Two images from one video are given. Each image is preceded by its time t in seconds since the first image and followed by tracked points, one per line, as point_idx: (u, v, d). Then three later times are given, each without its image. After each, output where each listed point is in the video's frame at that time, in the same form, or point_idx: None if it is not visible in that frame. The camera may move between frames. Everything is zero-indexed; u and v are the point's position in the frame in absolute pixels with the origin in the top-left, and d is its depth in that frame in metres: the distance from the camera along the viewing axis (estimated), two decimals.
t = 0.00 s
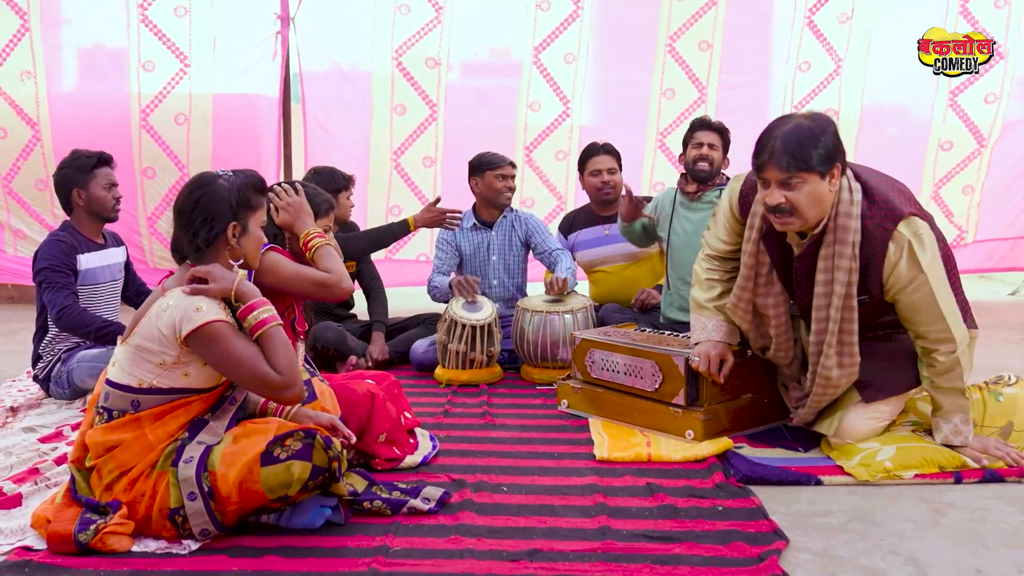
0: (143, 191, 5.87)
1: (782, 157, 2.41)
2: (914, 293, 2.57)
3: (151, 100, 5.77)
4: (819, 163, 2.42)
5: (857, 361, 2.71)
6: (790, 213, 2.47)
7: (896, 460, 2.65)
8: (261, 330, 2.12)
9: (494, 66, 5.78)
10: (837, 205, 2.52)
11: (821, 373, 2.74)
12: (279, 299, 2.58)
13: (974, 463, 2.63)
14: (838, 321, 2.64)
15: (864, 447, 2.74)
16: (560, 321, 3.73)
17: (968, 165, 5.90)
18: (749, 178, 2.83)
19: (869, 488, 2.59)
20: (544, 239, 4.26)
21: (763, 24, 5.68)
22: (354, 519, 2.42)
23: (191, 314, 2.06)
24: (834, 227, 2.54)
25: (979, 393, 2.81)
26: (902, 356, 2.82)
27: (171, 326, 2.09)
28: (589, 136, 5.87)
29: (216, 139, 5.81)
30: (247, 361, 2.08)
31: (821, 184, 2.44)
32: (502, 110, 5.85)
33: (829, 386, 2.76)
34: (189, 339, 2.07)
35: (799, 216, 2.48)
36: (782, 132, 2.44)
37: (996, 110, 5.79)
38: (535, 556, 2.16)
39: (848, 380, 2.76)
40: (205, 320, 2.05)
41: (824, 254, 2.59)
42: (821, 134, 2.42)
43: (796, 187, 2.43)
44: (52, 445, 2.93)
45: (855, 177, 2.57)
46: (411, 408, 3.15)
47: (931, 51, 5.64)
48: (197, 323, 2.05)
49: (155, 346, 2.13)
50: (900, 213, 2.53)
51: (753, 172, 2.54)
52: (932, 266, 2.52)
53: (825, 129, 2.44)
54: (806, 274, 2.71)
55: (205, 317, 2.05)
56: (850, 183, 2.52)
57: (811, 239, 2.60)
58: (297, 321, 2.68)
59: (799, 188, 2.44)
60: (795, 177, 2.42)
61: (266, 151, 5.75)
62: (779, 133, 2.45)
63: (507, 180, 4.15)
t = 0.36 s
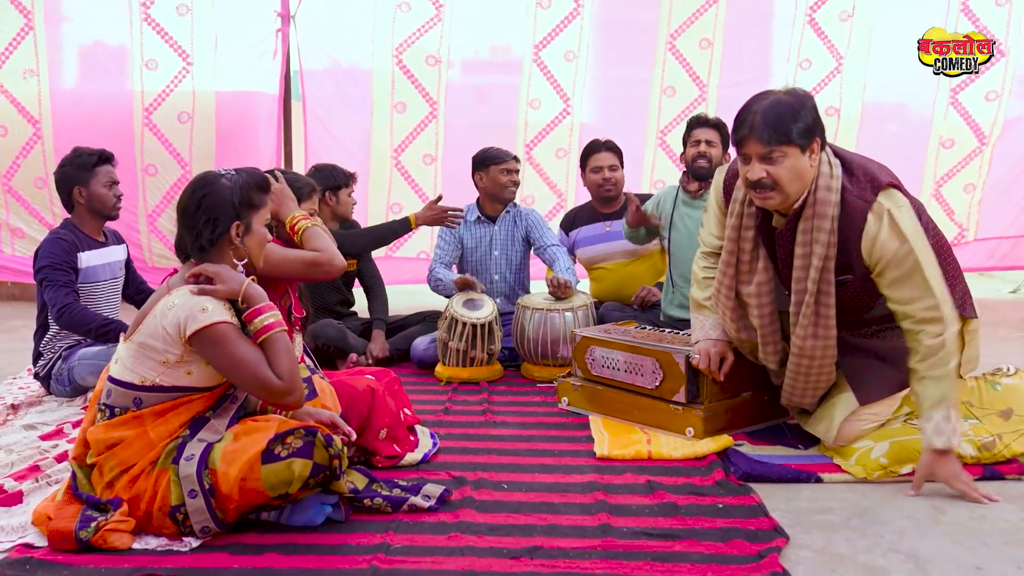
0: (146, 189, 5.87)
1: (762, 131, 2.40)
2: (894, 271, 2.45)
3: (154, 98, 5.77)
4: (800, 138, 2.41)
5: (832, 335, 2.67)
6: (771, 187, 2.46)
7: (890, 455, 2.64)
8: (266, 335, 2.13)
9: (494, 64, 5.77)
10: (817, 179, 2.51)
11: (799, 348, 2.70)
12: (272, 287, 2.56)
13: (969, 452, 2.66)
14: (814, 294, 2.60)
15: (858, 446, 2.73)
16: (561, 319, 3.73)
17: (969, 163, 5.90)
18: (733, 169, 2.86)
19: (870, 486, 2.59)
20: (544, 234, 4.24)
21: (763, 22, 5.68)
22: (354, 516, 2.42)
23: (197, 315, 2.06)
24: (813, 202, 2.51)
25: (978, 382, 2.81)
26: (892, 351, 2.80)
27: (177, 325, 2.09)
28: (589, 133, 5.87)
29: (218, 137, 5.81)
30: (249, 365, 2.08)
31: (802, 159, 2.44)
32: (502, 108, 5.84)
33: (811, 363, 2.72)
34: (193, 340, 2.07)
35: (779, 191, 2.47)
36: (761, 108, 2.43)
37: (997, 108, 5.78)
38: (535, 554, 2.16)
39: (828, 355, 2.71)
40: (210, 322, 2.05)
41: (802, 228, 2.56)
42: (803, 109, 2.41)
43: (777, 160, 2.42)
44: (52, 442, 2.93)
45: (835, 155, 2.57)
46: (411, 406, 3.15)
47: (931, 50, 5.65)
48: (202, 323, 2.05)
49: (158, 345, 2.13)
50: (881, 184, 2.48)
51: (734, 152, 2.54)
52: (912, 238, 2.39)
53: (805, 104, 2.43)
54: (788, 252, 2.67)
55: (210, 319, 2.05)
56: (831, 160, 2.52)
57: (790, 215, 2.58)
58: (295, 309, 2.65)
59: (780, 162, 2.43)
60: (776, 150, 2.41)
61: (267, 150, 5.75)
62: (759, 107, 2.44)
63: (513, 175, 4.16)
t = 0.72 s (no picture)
0: (147, 186, 5.86)
1: (761, 102, 2.38)
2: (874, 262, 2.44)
3: (156, 97, 5.76)
4: (800, 111, 2.39)
5: (821, 318, 2.66)
6: (766, 160, 2.45)
7: (885, 453, 2.65)
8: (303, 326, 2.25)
9: (494, 62, 5.77)
10: (814, 155, 2.48)
11: (789, 335, 2.69)
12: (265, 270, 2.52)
13: (964, 448, 2.66)
14: (802, 273, 2.59)
15: (856, 445, 2.74)
16: (561, 317, 3.73)
17: (970, 161, 5.90)
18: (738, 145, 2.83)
19: (869, 484, 2.60)
20: (548, 232, 4.27)
21: (763, 20, 5.68)
22: (354, 514, 2.43)
23: (211, 306, 2.07)
24: (807, 178, 2.50)
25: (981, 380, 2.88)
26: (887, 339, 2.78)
27: (190, 320, 2.09)
28: (588, 131, 5.88)
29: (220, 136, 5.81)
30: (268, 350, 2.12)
31: (800, 133, 2.42)
32: (502, 106, 5.84)
33: (801, 346, 2.70)
34: (208, 334, 2.08)
35: (775, 164, 2.46)
36: (761, 78, 2.41)
37: (997, 106, 5.78)
38: (535, 552, 2.16)
39: (818, 339, 2.70)
40: (227, 311, 2.07)
41: (795, 204, 2.55)
42: (803, 82, 2.39)
43: (773, 133, 2.41)
44: (52, 440, 2.93)
45: (834, 133, 2.54)
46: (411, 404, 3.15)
47: (931, 50, 5.65)
48: (214, 315, 2.06)
49: (168, 339, 2.14)
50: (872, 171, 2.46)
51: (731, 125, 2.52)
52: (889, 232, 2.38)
53: (807, 77, 2.41)
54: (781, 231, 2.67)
55: (226, 308, 2.07)
56: (829, 139, 2.49)
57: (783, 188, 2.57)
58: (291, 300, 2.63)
59: (777, 135, 2.41)
60: (773, 123, 2.39)
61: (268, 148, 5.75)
62: (759, 79, 2.42)
63: (514, 173, 4.15)
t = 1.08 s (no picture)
0: (149, 185, 5.86)
1: (732, 112, 2.39)
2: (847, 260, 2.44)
3: (159, 96, 5.76)
4: (773, 119, 2.39)
5: (804, 323, 2.66)
6: (740, 167, 2.47)
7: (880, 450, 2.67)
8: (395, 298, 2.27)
9: (493, 61, 5.77)
10: (790, 158, 2.49)
11: (773, 341, 2.71)
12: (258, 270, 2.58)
13: (963, 447, 2.67)
14: (784, 276, 2.61)
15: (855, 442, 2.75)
16: (561, 315, 3.73)
17: (970, 160, 5.90)
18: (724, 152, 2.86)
19: (869, 483, 2.60)
20: (545, 231, 4.23)
21: (763, 19, 5.68)
22: (354, 513, 2.43)
23: (250, 282, 2.16)
24: (784, 182, 2.52)
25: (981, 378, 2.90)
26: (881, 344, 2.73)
27: (230, 305, 2.15)
28: (589, 131, 5.87)
29: (222, 134, 5.81)
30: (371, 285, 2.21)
31: (773, 140, 2.42)
32: (502, 105, 5.84)
33: (784, 351, 2.71)
34: (261, 305, 2.15)
35: (749, 171, 2.48)
36: (735, 87, 2.41)
37: (997, 105, 5.79)
38: (535, 550, 2.17)
39: (803, 347, 2.69)
40: (268, 281, 2.17)
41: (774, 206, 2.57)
42: (777, 90, 2.39)
43: (746, 142, 2.42)
44: (52, 439, 2.93)
45: (812, 135, 2.54)
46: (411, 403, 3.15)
47: (931, 50, 5.65)
48: (257, 291, 2.15)
49: (204, 328, 2.18)
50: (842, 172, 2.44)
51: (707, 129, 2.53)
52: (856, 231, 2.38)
53: (780, 86, 2.41)
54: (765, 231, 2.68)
55: (266, 279, 2.17)
56: (806, 141, 2.50)
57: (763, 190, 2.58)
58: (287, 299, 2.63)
59: (749, 143, 2.42)
60: (745, 132, 2.40)
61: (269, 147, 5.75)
62: (732, 87, 2.43)
63: (512, 174, 4.15)
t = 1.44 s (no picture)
0: (149, 184, 5.85)
1: (734, 115, 2.39)
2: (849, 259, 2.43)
3: (160, 95, 5.76)
4: (773, 123, 2.39)
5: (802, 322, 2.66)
6: (741, 169, 2.47)
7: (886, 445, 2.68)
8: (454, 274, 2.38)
9: (493, 61, 5.77)
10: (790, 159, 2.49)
11: (772, 339, 2.71)
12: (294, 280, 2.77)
13: (968, 439, 2.68)
14: (781, 273, 2.62)
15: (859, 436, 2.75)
16: (561, 315, 3.73)
17: (970, 159, 5.91)
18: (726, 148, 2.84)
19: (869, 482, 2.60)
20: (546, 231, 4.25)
21: (764, 19, 5.68)
22: (355, 514, 2.42)
23: (304, 275, 2.23)
24: (783, 182, 2.53)
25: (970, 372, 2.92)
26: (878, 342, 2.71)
27: (286, 298, 2.21)
28: (589, 131, 5.87)
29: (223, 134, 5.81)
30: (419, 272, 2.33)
31: (774, 144, 2.42)
32: (502, 105, 5.83)
33: (782, 351, 2.70)
34: (313, 297, 2.21)
35: (751, 173, 2.49)
36: (738, 92, 2.41)
37: (997, 105, 5.79)
38: (535, 550, 2.17)
39: (801, 347, 2.69)
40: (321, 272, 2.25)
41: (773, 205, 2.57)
42: (778, 95, 2.39)
43: (748, 145, 2.42)
44: (52, 439, 2.92)
45: (811, 137, 2.54)
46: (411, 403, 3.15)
47: (931, 50, 5.66)
48: (309, 283, 2.22)
49: (259, 317, 2.23)
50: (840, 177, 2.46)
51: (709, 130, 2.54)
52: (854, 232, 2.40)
53: (782, 91, 2.40)
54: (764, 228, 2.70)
55: (319, 271, 2.25)
56: (805, 143, 2.50)
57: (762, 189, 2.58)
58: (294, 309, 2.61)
59: (751, 147, 2.42)
60: (747, 135, 2.40)
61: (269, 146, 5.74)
62: (735, 91, 2.42)
63: (513, 173, 4.15)
